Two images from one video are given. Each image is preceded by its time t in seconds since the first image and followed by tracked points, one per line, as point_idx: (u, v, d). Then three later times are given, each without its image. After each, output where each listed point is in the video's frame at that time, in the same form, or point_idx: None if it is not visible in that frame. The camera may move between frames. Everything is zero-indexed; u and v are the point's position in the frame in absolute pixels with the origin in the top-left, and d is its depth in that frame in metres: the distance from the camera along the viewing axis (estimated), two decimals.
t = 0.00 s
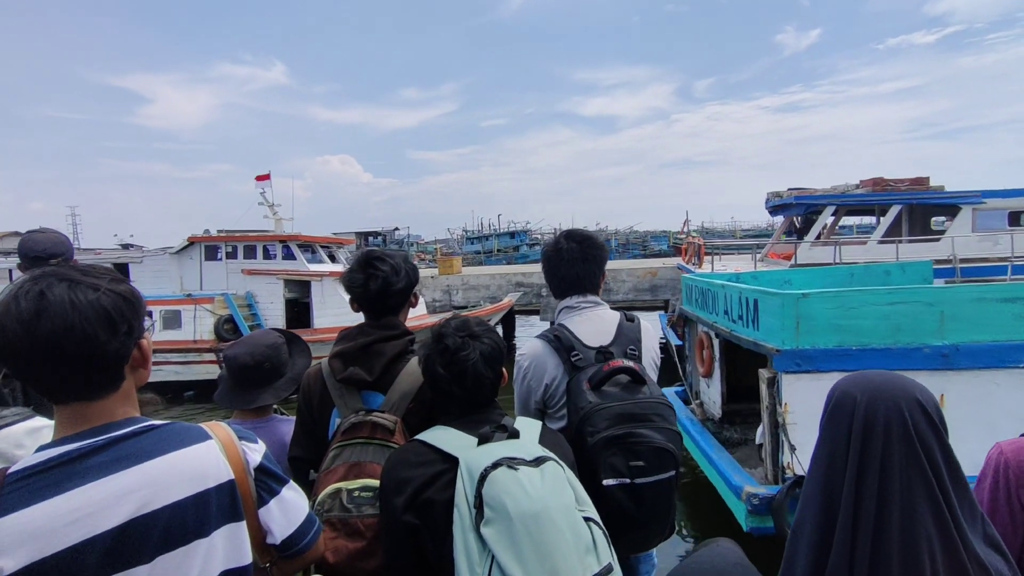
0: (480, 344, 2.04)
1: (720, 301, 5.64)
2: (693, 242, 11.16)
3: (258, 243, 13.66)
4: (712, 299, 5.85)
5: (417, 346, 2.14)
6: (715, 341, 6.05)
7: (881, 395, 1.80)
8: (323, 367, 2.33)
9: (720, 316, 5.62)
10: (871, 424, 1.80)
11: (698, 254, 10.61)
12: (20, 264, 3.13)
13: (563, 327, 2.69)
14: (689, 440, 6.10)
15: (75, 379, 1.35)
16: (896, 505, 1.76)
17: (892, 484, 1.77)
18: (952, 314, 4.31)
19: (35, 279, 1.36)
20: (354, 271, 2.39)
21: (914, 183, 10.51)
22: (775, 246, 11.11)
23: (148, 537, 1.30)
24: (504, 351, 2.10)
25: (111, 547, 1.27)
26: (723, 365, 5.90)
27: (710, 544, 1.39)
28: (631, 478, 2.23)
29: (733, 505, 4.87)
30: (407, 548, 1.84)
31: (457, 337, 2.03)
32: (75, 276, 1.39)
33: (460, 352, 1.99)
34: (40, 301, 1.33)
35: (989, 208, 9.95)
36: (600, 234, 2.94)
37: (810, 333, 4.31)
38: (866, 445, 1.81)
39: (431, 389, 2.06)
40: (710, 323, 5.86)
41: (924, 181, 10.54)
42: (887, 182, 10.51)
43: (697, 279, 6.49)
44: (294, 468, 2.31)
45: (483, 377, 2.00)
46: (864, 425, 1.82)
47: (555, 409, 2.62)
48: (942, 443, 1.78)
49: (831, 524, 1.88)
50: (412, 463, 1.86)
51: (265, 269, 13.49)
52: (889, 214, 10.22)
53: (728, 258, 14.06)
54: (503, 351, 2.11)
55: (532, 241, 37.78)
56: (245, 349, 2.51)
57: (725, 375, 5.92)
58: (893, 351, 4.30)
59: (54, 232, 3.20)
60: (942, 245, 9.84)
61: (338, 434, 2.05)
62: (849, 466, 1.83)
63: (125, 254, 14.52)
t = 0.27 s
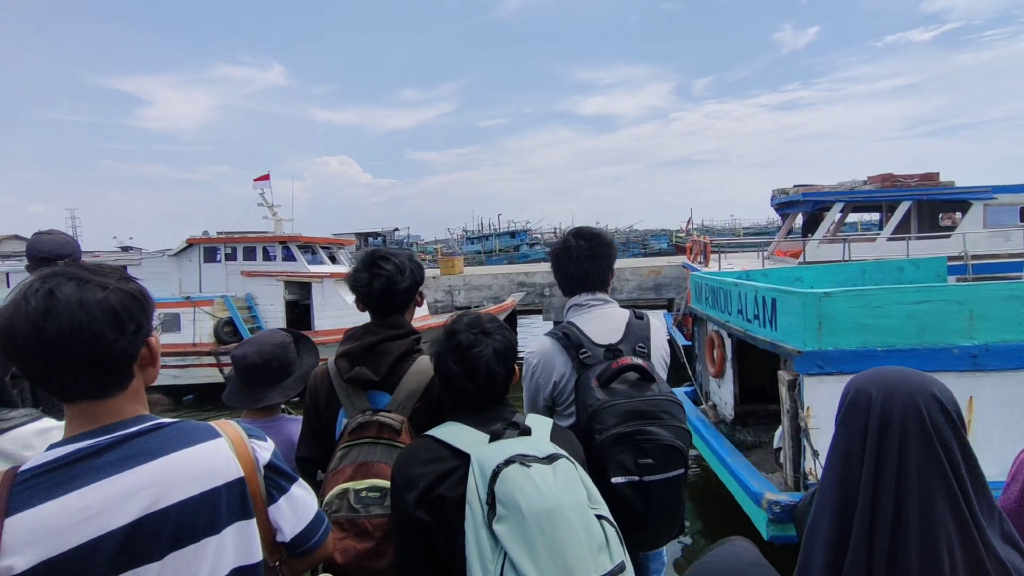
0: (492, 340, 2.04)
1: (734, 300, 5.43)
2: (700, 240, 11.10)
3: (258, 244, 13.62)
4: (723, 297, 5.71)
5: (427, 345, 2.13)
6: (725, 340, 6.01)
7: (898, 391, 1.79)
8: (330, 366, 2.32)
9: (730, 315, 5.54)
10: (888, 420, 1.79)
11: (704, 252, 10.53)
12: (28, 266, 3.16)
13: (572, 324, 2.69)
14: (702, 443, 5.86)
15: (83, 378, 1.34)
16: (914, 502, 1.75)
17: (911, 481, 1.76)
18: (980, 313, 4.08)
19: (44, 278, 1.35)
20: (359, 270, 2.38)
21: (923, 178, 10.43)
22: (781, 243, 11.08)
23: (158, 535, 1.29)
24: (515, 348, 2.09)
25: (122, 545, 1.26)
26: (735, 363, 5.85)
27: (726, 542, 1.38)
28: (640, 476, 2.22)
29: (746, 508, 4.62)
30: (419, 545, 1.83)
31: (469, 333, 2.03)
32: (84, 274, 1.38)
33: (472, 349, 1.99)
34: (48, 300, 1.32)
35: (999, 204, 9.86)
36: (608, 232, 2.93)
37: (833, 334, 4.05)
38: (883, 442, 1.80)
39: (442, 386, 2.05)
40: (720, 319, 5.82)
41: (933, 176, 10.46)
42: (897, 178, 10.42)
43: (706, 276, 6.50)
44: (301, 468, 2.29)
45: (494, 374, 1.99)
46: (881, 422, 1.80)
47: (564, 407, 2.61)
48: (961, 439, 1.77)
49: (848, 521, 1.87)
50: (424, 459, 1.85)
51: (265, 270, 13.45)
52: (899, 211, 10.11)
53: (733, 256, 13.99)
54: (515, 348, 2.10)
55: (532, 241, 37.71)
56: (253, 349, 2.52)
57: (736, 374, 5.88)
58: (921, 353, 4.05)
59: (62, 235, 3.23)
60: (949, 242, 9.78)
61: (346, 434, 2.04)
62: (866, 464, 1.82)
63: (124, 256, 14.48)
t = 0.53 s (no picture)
0: (508, 336, 2.04)
1: (754, 298, 5.34)
2: (710, 238, 11.03)
3: (263, 244, 13.62)
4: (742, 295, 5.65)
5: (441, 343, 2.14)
6: (741, 339, 5.95)
7: (919, 388, 1.76)
8: (341, 365, 2.32)
9: (749, 313, 5.50)
10: (910, 417, 1.77)
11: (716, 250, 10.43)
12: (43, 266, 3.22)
13: (586, 322, 2.68)
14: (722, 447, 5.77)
15: (99, 376, 1.34)
16: (936, 499, 1.74)
17: (933, 478, 1.74)
18: (1020, 311, 3.90)
19: (60, 278, 1.35)
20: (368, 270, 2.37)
21: (940, 173, 10.34)
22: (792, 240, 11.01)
23: (175, 533, 1.29)
24: (530, 344, 2.09)
25: (139, 542, 1.25)
26: (751, 364, 5.80)
27: (745, 541, 1.37)
28: (654, 475, 2.21)
29: (770, 513, 4.53)
30: (433, 541, 1.83)
31: (485, 329, 2.03)
32: (99, 273, 1.38)
33: (487, 345, 1.99)
34: (64, 298, 1.32)
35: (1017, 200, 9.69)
36: (622, 229, 2.92)
37: (862, 334, 3.96)
38: (904, 439, 1.78)
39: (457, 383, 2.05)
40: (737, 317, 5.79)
41: (950, 170, 10.39)
42: (912, 173, 10.34)
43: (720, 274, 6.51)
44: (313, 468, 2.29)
45: (510, 370, 2.00)
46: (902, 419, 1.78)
47: (578, 406, 2.60)
48: (984, 436, 1.75)
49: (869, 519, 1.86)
50: (438, 455, 1.85)
51: (269, 271, 13.44)
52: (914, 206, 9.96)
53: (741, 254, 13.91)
54: (530, 345, 2.10)
55: (536, 241, 37.63)
56: (266, 348, 2.58)
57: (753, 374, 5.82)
58: (955, 352, 3.91)
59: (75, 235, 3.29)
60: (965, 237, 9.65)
61: (357, 433, 2.04)
62: (887, 461, 1.80)
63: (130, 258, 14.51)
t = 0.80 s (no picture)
0: (529, 333, 2.04)
1: (783, 296, 5.28)
2: (726, 235, 10.92)
3: (273, 244, 13.66)
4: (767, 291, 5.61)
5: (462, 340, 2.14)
6: (765, 338, 5.93)
7: (955, 385, 1.74)
8: (360, 363, 2.33)
9: (776, 311, 5.46)
10: (946, 415, 1.74)
11: (732, 247, 10.29)
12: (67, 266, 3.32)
13: (605, 320, 2.67)
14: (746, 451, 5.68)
15: (124, 372, 1.34)
16: (973, 498, 1.70)
17: (969, 477, 1.71)
18: None
19: (85, 275, 1.36)
20: (387, 267, 2.36)
21: (967, 168, 10.15)
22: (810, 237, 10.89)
23: (200, 529, 1.29)
24: (551, 342, 2.09)
25: (165, 538, 1.26)
26: (775, 362, 5.79)
27: (772, 541, 1.35)
28: (677, 475, 2.19)
29: (801, 522, 4.46)
30: (454, 538, 1.82)
31: (506, 326, 2.03)
32: (123, 270, 1.39)
33: (509, 341, 1.98)
34: (90, 296, 1.33)
35: None
36: (640, 227, 2.91)
37: (902, 333, 3.84)
38: (940, 437, 1.75)
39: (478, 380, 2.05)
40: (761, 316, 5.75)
41: (976, 165, 10.22)
42: (938, 168, 10.15)
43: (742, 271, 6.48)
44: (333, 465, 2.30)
45: (531, 366, 1.99)
46: (937, 416, 1.75)
47: (598, 404, 2.59)
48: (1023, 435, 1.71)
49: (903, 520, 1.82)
50: (460, 452, 1.85)
51: (279, 271, 13.45)
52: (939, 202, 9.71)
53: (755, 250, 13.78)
54: (551, 342, 2.09)
55: (546, 239, 37.58)
56: (285, 346, 2.65)
57: (778, 373, 5.81)
58: (998, 351, 3.83)
59: (98, 236, 3.39)
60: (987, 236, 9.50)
61: (376, 430, 2.04)
62: (922, 459, 1.77)
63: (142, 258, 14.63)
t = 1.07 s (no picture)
0: (542, 332, 2.02)
1: (807, 293, 5.24)
2: (740, 232, 10.80)
3: (282, 242, 13.70)
4: (790, 288, 5.59)
5: (475, 338, 2.13)
6: (786, 336, 5.90)
7: (983, 381, 1.67)
8: (374, 361, 2.33)
9: (800, 309, 5.42)
10: (974, 412, 1.67)
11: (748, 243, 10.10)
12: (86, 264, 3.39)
13: (620, 318, 2.66)
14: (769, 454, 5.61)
15: (142, 369, 1.34)
16: (1003, 498, 1.64)
17: (999, 476, 1.64)
18: None
19: (103, 272, 1.36)
20: (404, 264, 2.36)
21: (993, 160, 9.78)
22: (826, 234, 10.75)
23: (218, 527, 1.29)
24: (565, 340, 2.08)
25: (184, 535, 1.26)
26: (797, 360, 5.75)
27: (794, 540, 1.33)
28: (694, 474, 2.17)
29: (830, 528, 4.42)
30: (469, 538, 1.81)
31: (519, 325, 2.02)
32: (140, 267, 1.38)
33: (523, 341, 1.97)
34: (107, 292, 1.33)
35: None
36: (656, 223, 2.88)
37: (941, 331, 3.76)
38: (968, 435, 1.68)
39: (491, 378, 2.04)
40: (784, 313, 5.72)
41: (1003, 158, 9.68)
42: (962, 161, 9.84)
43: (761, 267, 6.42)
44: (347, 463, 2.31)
45: (545, 365, 1.97)
46: (965, 414, 1.68)
47: (613, 402, 2.58)
48: None
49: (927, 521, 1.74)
50: (474, 452, 1.84)
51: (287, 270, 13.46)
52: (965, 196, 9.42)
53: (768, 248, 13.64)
54: (566, 340, 2.08)
55: (554, 238, 37.49)
56: (299, 344, 2.70)
57: (800, 371, 5.77)
58: None
59: (116, 235, 3.47)
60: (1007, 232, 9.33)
61: (391, 429, 2.04)
62: (949, 458, 1.70)
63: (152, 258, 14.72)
